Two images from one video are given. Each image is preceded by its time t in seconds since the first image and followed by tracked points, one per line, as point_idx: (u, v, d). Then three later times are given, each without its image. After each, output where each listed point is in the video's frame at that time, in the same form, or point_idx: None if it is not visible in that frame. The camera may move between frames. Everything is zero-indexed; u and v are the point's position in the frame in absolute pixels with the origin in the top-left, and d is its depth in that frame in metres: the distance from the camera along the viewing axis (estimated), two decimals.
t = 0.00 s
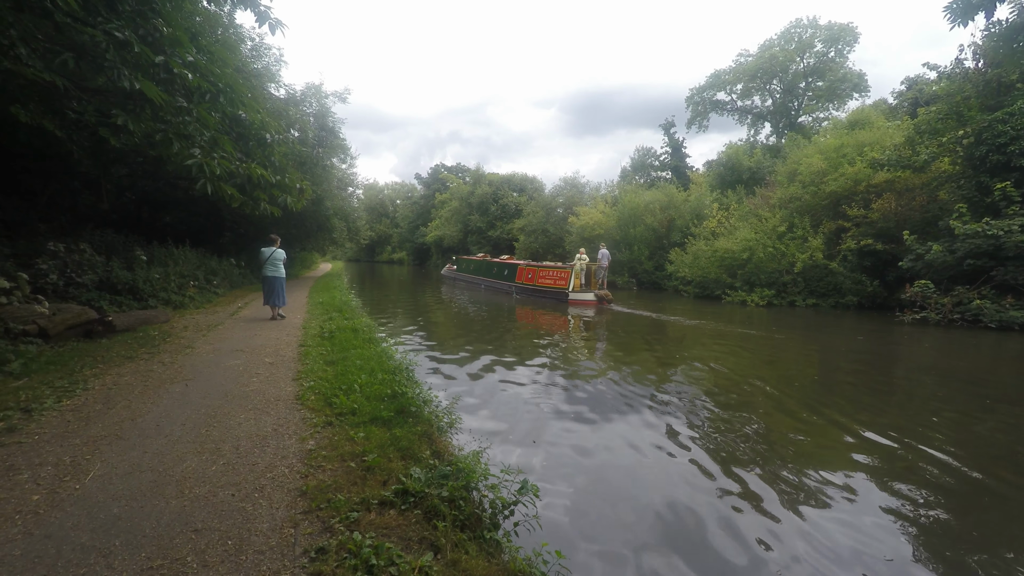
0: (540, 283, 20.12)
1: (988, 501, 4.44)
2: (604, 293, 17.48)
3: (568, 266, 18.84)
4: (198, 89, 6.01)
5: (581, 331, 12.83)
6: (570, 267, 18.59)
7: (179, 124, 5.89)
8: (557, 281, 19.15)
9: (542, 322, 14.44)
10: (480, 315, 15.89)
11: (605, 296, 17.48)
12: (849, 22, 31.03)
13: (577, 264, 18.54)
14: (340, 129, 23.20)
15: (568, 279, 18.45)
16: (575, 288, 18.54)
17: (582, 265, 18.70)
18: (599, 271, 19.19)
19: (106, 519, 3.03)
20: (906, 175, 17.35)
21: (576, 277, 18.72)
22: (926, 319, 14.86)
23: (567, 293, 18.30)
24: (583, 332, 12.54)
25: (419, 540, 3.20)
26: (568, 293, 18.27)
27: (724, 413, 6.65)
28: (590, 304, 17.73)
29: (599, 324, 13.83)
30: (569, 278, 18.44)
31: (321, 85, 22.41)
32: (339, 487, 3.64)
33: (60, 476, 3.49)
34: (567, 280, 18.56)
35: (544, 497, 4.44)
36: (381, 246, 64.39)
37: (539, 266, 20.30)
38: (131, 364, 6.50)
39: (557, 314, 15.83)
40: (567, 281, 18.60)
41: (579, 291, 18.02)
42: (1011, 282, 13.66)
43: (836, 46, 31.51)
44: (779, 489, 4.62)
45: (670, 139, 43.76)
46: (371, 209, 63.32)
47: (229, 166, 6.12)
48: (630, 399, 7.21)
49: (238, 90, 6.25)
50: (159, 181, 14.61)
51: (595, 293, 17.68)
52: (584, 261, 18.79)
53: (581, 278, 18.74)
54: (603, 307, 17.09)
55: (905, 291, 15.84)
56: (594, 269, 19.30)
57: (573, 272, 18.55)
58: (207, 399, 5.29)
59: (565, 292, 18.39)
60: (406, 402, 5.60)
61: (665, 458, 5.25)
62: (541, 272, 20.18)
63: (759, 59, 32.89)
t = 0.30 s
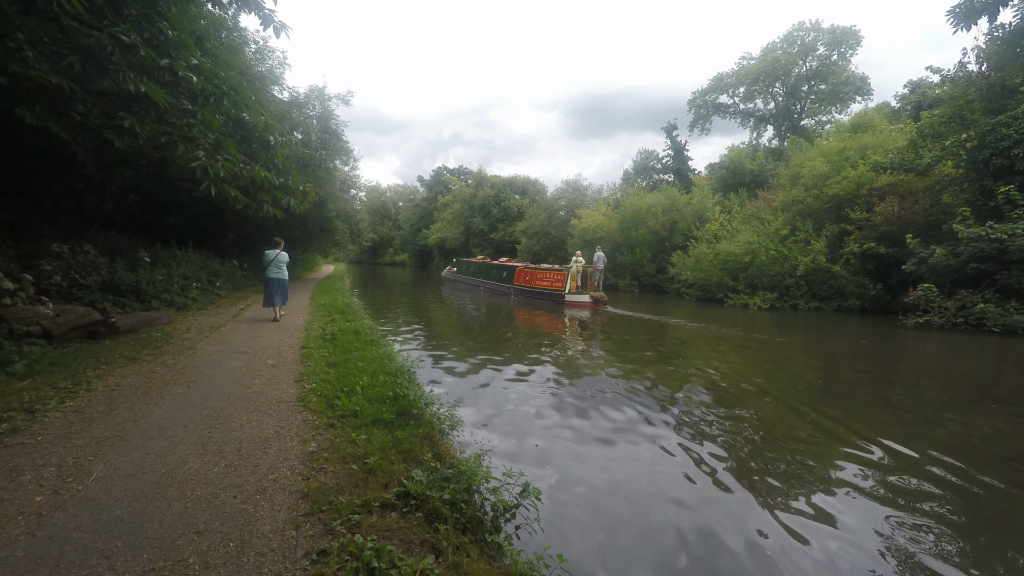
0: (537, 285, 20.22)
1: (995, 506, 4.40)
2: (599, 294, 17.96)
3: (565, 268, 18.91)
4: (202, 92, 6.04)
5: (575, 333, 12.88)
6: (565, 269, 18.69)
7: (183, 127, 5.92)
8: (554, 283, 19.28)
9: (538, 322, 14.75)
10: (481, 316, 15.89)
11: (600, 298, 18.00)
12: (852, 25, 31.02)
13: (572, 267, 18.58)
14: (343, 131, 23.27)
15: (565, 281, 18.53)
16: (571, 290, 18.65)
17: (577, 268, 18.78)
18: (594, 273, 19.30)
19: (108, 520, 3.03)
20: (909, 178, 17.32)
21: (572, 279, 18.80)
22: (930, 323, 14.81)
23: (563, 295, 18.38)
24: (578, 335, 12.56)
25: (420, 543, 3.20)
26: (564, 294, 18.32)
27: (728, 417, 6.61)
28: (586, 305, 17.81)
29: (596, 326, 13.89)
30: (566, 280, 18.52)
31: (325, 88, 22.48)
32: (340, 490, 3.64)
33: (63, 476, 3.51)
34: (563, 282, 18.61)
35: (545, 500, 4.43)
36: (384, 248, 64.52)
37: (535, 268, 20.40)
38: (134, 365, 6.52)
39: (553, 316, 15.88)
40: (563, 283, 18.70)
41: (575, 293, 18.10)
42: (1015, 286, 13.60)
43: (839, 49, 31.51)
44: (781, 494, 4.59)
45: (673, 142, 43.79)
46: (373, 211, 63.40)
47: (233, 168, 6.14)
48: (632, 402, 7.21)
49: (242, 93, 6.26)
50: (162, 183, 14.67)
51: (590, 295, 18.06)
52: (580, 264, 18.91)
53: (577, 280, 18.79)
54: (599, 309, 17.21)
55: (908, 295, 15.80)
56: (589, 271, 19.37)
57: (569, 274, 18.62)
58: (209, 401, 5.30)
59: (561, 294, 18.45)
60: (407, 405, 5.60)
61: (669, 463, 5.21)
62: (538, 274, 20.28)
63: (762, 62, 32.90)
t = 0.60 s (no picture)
0: (532, 288, 20.32)
1: (998, 513, 4.37)
2: (594, 297, 17.95)
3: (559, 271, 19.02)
4: (206, 95, 6.05)
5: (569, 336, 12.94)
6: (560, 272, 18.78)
7: (186, 130, 5.94)
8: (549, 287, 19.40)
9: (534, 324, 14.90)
10: (481, 319, 15.89)
11: (595, 301, 18.02)
12: (852, 30, 31.09)
13: (568, 269, 18.60)
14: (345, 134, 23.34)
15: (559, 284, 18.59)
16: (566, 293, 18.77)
17: (572, 271, 18.86)
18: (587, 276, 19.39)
19: (108, 523, 3.03)
20: (910, 183, 17.29)
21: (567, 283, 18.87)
22: (931, 327, 14.78)
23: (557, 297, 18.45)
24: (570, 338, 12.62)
25: (420, 546, 3.19)
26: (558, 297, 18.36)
27: (729, 422, 6.59)
28: (580, 308, 17.88)
29: (589, 329, 13.97)
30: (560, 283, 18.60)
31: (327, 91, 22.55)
32: (341, 493, 3.63)
33: (64, 478, 3.50)
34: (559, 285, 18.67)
35: (545, 504, 4.42)
36: (385, 250, 64.59)
37: (530, 272, 20.49)
38: (135, 367, 6.53)
39: (548, 319, 15.92)
40: (558, 286, 18.81)
41: (569, 296, 18.19)
42: (1017, 291, 13.57)
43: (840, 54, 31.55)
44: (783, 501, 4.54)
45: (674, 145, 43.86)
46: (374, 213, 63.45)
47: (235, 171, 6.15)
48: (634, 406, 7.19)
49: (245, 96, 6.27)
50: (164, 185, 14.71)
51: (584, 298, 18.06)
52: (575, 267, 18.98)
53: (572, 283, 18.85)
54: (592, 311, 17.34)
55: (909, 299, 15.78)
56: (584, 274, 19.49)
57: (564, 277, 18.71)
58: (210, 403, 5.30)
59: (555, 297, 18.50)
60: (408, 408, 5.59)
61: (670, 468, 5.19)
62: (533, 277, 20.40)
63: (763, 66, 32.97)
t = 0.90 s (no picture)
0: (530, 292, 20.41)
1: (999, 518, 4.36)
2: (589, 300, 18.03)
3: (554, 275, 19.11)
4: (209, 100, 6.08)
5: (566, 339, 13.01)
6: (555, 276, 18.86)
7: (189, 134, 5.97)
8: (546, 290, 19.50)
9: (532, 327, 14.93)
10: (482, 323, 15.90)
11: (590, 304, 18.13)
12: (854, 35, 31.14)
13: (564, 273, 18.64)
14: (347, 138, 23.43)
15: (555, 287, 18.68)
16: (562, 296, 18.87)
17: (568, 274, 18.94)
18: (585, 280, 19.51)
19: (109, 527, 3.03)
20: (912, 188, 17.23)
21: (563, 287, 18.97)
22: (934, 332, 14.74)
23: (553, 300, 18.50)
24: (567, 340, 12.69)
25: (421, 551, 3.18)
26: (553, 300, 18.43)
27: (732, 427, 6.56)
28: (576, 311, 17.95)
29: (586, 332, 14.04)
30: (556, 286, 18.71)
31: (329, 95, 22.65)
32: (342, 497, 3.62)
33: (65, 482, 3.51)
34: (555, 288, 18.72)
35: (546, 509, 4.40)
36: (387, 254, 64.75)
37: (527, 275, 20.60)
38: (137, 371, 6.53)
39: (545, 322, 15.95)
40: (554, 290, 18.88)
41: (565, 300, 18.20)
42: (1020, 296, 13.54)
43: (841, 59, 31.60)
44: (788, 508, 4.48)
45: (675, 150, 43.93)
46: (376, 217, 63.58)
47: (238, 175, 6.17)
48: (636, 411, 7.18)
49: (248, 101, 6.31)
50: (168, 189, 14.77)
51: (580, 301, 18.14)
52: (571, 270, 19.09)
53: (568, 287, 18.90)
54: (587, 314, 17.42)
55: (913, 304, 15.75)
56: (581, 278, 19.59)
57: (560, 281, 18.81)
58: (212, 407, 5.30)
59: (552, 300, 18.55)
60: (409, 412, 5.58)
61: (672, 474, 5.17)
62: (530, 281, 20.53)
63: (765, 71, 33.05)
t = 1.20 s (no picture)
0: (528, 295, 20.48)
1: (999, 521, 4.35)
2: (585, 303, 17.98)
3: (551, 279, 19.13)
4: (214, 105, 6.13)
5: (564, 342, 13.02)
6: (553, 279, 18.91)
7: (194, 139, 6.02)
8: (546, 293, 19.54)
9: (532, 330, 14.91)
10: (483, 327, 15.91)
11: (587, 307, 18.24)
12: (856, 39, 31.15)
13: (562, 276, 18.63)
14: (351, 143, 23.53)
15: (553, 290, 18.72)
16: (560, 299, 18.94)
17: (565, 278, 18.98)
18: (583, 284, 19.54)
19: (113, 530, 3.03)
20: (916, 192, 17.19)
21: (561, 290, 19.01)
22: (939, 336, 14.68)
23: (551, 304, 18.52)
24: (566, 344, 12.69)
25: (424, 556, 3.17)
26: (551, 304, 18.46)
27: (735, 431, 6.52)
28: (573, 314, 17.95)
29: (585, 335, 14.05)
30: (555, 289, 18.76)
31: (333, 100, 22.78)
32: (345, 502, 3.62)
33: (69, 485, 3.51)
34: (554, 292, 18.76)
35: (549, 513, 4.38)
36: (391, 257, 64.85)
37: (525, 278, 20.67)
38: (141, 374, 6.56)
39: (545, 326, 15.95)
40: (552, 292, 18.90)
41: (563, 303, 18.20)
42: None
43: (844, 62, 31.61)
44: (793, 515, 4.42)
45: (678, 154, 43.97)
46: (379, 221, 63.75)
47: (242, 179, 6.21)
48: (639, 415, 7.16)
49: (252, 106, 6.36)
50: (172, 194, 14.86)
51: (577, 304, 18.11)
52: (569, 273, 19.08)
53: (567, 290, 18.95)
54: (584, 317, 17.44)
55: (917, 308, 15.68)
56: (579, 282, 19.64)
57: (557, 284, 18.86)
58: (215, 410, 5.31)
59: (549, 303, 18.57)
60: (412, 416, 5.58)
61: (674, 478, 5.15)
62: (528, 284, 20.59)
63: (767, 75, 33.09)
